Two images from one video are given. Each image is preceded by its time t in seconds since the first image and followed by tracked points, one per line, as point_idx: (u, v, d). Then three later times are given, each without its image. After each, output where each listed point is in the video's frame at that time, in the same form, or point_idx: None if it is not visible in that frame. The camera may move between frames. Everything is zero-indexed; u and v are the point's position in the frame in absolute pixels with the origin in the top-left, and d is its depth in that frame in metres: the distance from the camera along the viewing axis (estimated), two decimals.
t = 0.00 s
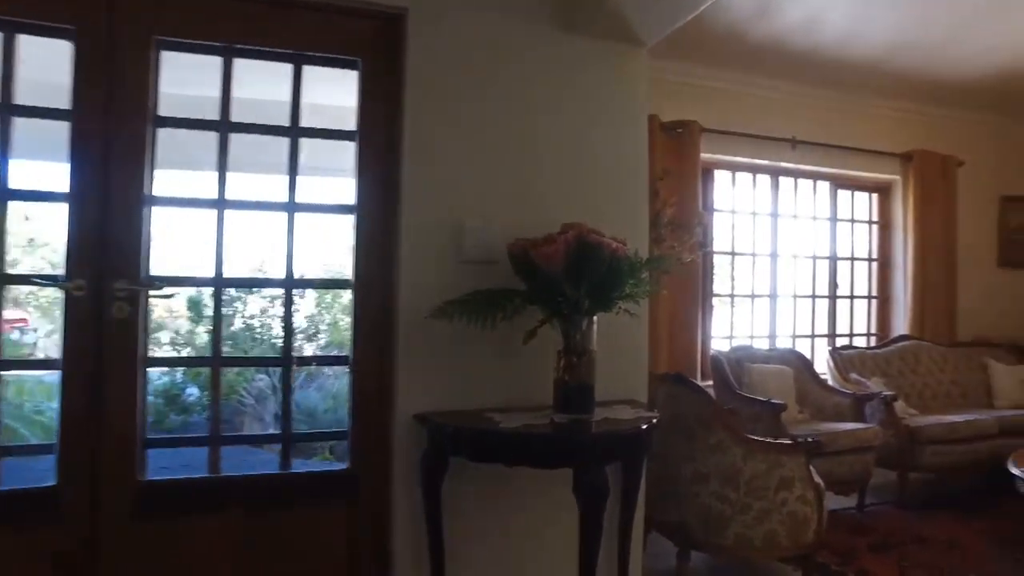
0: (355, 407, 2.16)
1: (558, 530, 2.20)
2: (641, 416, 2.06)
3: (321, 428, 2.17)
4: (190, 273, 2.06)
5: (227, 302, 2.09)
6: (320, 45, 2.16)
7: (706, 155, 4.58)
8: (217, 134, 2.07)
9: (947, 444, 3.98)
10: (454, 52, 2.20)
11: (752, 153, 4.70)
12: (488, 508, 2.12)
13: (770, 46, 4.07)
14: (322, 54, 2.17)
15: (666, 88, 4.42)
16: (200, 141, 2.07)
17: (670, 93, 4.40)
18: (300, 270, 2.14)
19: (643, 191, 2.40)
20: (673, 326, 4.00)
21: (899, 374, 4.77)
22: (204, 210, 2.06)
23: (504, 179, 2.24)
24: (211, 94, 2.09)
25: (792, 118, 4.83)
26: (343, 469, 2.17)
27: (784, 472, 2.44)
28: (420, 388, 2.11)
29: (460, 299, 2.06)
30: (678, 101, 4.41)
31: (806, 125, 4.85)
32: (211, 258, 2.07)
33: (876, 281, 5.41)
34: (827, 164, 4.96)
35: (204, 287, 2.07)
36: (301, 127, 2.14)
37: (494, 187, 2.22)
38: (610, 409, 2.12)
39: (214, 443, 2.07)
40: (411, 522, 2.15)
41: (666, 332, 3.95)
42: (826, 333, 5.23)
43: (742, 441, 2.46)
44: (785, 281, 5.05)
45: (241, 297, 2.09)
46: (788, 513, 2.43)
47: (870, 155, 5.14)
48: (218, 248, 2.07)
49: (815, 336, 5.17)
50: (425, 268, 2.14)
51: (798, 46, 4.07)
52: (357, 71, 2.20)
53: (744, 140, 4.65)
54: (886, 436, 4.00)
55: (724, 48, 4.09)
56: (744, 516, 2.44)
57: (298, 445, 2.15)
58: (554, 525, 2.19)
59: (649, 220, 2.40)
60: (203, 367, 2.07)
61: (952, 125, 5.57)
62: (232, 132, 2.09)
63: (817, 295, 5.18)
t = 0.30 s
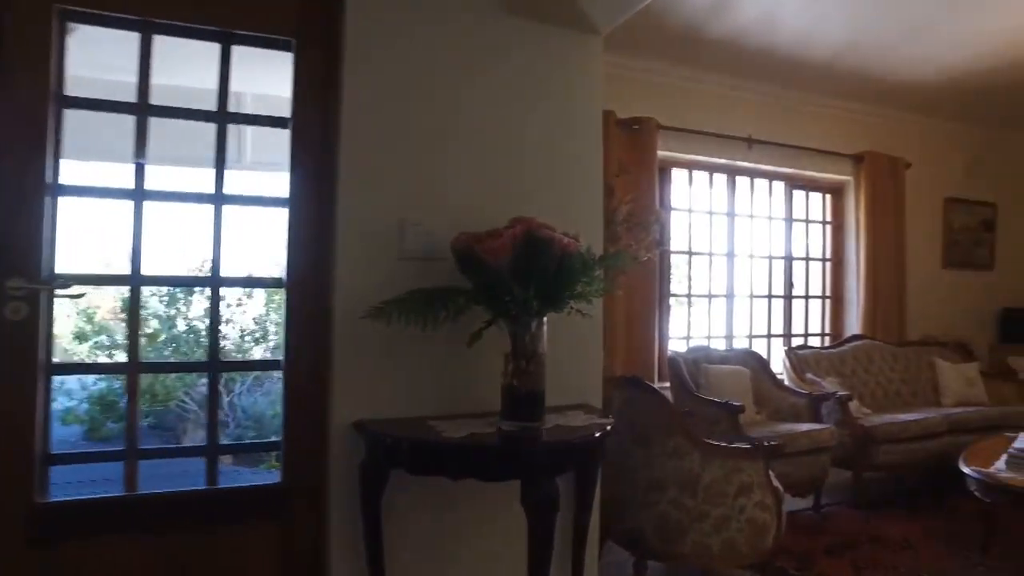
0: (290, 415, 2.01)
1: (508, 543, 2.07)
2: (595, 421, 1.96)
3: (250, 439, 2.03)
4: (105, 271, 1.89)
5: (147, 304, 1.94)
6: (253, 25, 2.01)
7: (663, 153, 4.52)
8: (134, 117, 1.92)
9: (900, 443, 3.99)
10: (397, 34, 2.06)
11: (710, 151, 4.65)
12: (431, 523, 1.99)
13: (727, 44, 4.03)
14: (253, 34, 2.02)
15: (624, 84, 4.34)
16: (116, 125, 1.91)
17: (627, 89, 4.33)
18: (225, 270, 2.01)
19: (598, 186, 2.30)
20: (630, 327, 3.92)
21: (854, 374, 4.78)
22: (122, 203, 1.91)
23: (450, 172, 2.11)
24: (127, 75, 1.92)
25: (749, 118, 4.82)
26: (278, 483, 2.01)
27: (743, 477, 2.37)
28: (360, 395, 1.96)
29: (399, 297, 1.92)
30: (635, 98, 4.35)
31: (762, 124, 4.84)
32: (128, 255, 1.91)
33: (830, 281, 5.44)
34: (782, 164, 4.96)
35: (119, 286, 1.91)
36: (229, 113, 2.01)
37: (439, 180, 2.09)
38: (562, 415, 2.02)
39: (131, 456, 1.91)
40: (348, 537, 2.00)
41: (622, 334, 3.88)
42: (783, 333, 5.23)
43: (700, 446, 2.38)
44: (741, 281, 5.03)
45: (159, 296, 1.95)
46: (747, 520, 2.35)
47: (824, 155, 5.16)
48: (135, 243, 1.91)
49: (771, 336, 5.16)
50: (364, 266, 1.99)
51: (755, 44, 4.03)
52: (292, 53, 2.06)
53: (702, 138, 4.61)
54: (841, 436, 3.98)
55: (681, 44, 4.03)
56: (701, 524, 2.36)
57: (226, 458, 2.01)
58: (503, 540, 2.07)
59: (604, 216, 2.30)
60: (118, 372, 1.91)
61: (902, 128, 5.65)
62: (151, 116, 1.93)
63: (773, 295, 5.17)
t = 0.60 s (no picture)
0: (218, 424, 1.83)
1: (460, 559, 1.94)
2: (557, 426, 1.85)
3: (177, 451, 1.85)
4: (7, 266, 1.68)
5: (76, 303, 1.76)
6: None
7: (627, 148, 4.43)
8: (41, 94, 1.73)
9: (863, 442, 3.97)
10: (342, 8, 1.90)
11: (673, 147, 4.58)
12: (377, 540, 1.84)
13: (690, 37, 3.96)
14: (180, 6, 1.84)
15: (586, 78, 4.24)
16: (22, 103, 1.72)
17: (589, 83, 4.24)
18: (168, 264, 1.84)
19: (558, 177, 2.18)
20: (592, 327, 3.82)
21: (816, 372, 4.76)
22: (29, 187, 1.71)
23: (398, 160, 1.96)
24: (34, 47, 1.73)
25: (712, 115, 4.77)
26: (206, 497, 1.83)
27: (708, 482, 2.28)
28: (298, 401, 1.80)
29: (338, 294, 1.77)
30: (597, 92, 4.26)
31: (725, 121, 4.79)
32: (38, 247, 1.71)
33: (792, 279, 5.42)
34: (745, 161, 4.92)
35: (28, 283, 1.70)
36: (155, 93, 1.84)
37: (387, 167, 1.94)
38: (517, 420, 1.90)
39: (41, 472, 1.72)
40: (287, 556, 1.84)
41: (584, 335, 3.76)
42: (746, 332, 5.19)
43: (664, 450, 2.28)
44: (705, 279, 4.98)
45: (95, 295, 1.77)
46: (713, 527, 2.26)
47: (787, 153, 5.13)
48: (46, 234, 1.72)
49: (734, 335, 5.12)
50: (303, 259, 1.83)
51: (718, 38, 3.97)
52: (224, 28, 1.88)
53: (665, 134, 4.54)
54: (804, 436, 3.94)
55: (645, 36, 3.95)
56: (665, 533, 2.25)
57: (147, 472, 1.83)
58: (455, 555, 1.93)
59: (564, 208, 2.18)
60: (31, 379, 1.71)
61: (862, 128, 5.68)
62: (63, 93, 1.75)
63: (737, 293, 5.13)
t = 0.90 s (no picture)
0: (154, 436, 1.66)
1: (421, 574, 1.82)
2: (526, 433, 1.73)
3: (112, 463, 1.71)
4: None
5: (18, 303, 1.62)
6: None
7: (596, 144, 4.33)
8: None
9: (834, 441, 3.94)
10: None
11: (642, 143, 4.51)
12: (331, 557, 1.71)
13: (661, 31, 3.89)
14: None
15: (556, 72, 4.15)
16: None
17: (558, 77, 4.14)
18: (123, 263, 1.71)
19: (525, 170, 2.09)
20: (562, 327, 3.72)
21: (787, 371, 4.74)
22: None
23: (357, 149, 1.84)
24: None
25: (682, 112, 4.72)
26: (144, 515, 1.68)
27: (683, 488, 2.19)
28: (244, 407, 1.66)
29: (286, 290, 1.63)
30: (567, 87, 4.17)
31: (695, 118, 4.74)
32: None
33: (761, 279, 5.41)
34: (715, 159, 4.88)
35: None
36: (85, 69, 1.69)
37: (343, 157, 1.81)
38: (481, 426, 1.78)
39: None
40: None
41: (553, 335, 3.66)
42: (716, 332, 5.15)
43: (637, 456, 2.18)
44: (675, 278, 4.92)
45: (38, 293, 1.64)
46: (687, 535, 2.17)
47: (756, 152, 5.11)
48: None
49: (705, 335, 5.08)
50: (251, 253, 1.69)
51: (690, 33, 3.91)
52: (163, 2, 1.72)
53: (635, 130, 4.46)
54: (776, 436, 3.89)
55: (616, 29, 3.86)
56: (639, 541, 2.16)
57: (75, 486, 1.68)
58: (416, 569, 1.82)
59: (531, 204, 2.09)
60: None
61: (830, 127, 5.68)
62: None
63: (706, 293, 5.08)
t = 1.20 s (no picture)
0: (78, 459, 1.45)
1: None
2: (497, 446, 1.62)
3: (21, 491, 1.46)
4: None
5: None
6: None
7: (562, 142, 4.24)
8: None
9: (800, 443, 3.91)
10: None
11: (609, 141, 4.43)
12: None
13: (629, 27, 3.81)
14: None
15: (521, 67, 4.03)
16: None
17: (523, 73, 4.03)
18: (60, 261, 1.48)
19: (494, 164, 1.95)
20: (526, 330, 3.62)
21: (752, 372, 4.72)
22: None
23: (310, 137, 1.68)
24: None
25: (648, 111, 4.65)
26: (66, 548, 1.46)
27: (659, 498, 2.09)
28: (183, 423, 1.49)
29: (230, 294, 1.47)
30: (531, 83, 4.05)
31: (661, 117, 4.69)
32: None
33: (725, 280, 5.39)
34: (681, 158, 4.83)
35: None
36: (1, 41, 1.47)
37: (325, 154, 1.70)
38: (445, 438, 1.65)
39: None
40: None
41: (518, 339, 3.55)
42: (681, 333, 5.11)
43: (611, 467, 2.07)
44: (640, 279, 4.86)
45: None
46: (663, 547, 2.08)
47: (721, 152, 5.08)
48: None
49: (670, 336, 5.04)
50: (191, 253, 1.52)
51: (657, 30, 3.84)
52: None
53: (601, 127, 4.37)
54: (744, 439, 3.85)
55: (582, 25, 3.76)
56: (612, 556, 2.06)
57: None
58: None
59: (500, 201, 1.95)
60: None
61: (791, 129, 5.70)
62: None
63: (672, 294, 5.04)
